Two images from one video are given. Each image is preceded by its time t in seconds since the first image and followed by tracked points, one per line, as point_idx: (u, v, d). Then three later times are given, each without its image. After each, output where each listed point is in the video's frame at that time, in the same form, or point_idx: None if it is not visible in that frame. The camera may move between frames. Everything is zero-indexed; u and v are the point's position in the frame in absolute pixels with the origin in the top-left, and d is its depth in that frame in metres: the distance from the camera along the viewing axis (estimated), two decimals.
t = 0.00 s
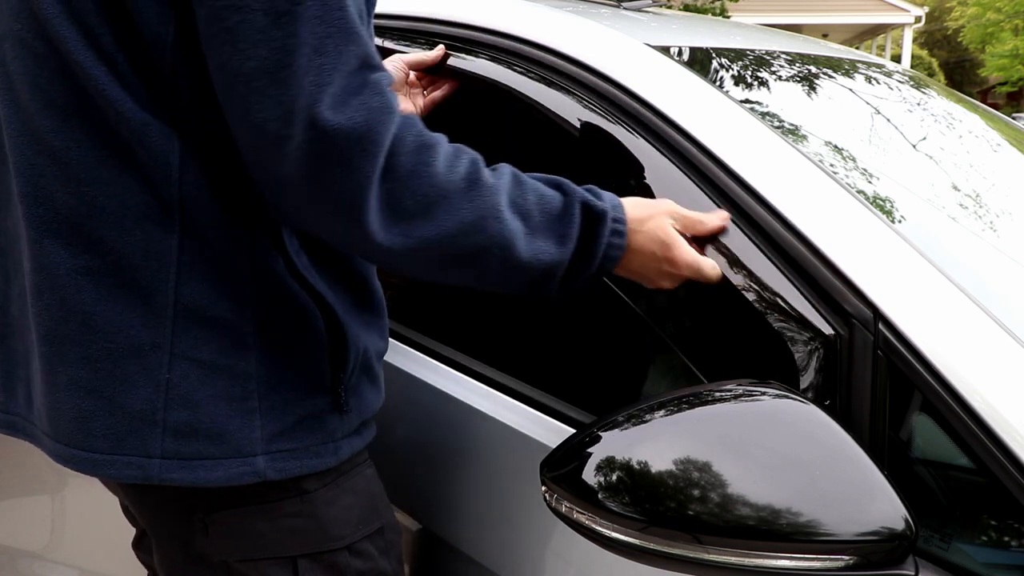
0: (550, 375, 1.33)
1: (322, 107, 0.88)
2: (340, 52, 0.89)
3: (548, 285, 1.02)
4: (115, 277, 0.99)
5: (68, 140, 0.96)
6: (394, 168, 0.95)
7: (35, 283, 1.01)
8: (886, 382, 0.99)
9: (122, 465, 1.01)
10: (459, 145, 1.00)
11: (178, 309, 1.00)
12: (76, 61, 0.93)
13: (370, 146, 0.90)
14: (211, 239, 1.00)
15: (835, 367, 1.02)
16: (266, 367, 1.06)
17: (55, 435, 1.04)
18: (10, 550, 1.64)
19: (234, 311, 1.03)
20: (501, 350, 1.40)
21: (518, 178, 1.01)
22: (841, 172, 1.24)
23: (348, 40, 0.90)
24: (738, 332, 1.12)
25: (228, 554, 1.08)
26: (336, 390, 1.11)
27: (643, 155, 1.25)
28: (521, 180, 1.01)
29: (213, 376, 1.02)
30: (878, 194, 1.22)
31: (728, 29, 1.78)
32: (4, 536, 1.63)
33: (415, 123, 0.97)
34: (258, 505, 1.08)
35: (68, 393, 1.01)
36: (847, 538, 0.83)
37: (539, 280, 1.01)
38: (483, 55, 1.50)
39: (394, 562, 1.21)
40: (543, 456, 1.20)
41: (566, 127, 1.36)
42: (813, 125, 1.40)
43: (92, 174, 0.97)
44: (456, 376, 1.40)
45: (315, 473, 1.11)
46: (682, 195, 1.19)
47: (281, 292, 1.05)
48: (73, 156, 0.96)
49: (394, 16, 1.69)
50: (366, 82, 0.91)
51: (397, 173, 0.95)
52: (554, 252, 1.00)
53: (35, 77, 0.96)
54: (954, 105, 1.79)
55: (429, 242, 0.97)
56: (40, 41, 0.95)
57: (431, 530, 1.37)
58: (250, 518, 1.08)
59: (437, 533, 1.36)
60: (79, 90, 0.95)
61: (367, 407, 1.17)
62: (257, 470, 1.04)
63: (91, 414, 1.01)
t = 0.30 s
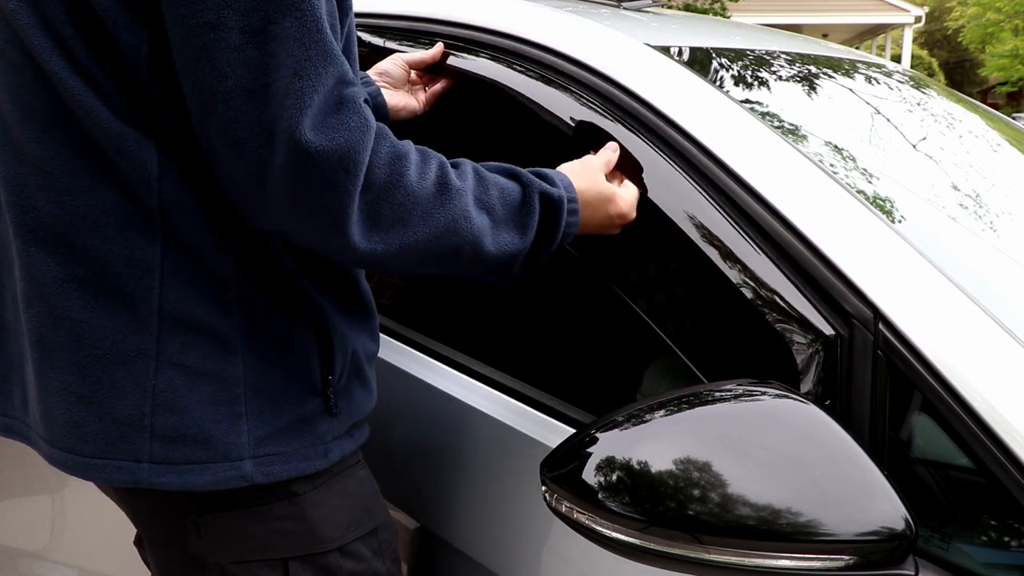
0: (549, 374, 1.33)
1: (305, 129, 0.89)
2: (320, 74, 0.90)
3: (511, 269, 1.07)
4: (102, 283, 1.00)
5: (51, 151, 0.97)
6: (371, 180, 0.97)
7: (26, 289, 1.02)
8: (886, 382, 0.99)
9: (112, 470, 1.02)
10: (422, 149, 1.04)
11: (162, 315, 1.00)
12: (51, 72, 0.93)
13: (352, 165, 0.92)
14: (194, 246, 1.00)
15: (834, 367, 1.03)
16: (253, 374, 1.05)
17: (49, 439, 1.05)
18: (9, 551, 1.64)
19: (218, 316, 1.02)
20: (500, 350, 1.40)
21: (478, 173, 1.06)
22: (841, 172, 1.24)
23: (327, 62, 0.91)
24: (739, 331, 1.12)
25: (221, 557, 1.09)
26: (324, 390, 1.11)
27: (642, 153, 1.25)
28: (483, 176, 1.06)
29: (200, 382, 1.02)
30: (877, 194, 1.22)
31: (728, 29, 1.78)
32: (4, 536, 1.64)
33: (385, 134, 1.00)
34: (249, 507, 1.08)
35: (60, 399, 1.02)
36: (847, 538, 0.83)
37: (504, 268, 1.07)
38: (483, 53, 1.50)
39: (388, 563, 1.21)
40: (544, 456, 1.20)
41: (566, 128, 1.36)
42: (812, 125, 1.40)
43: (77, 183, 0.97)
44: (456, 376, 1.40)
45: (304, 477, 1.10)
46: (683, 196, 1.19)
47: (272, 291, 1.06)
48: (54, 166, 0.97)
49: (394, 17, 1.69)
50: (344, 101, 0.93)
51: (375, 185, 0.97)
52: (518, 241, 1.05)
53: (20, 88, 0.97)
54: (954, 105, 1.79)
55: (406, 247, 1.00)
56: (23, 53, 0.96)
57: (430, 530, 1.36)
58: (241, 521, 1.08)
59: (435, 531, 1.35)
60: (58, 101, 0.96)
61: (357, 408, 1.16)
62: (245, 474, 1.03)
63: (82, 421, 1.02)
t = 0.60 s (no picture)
0: (549, 374, 1.33)
1: (321, 132, 0.90)
2: (336, 79, 0.91)
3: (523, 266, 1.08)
4: (101, 285, 1.00)
5: (51, 151, 0.97)
6: (383, 180, 0.97)
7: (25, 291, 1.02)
8: (886, 382, 0.99)
9: (111, 473, 1.02)
10: (433, 148, 1.04)
11: (162, 317, 1.00)
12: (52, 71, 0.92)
13: (365, 167, 0.93)
14: (195, 248, 1.00)
15: (834, 366, 1.03)
16: (253, 375, 1.05)
17: (47, 441, 1.06)
18: (10, 551, 1.64)
19: (218, 319, 1.02)
20: (500, 350, 1.40)
21: (491, 172, 1.06)
22: (841, 172, 1.24)
23: (344, 66, 0.92)
24: (739, 330, 1.12)
25: (221, 561, 1.09)
26: (323, 392, 1.10)
27: (643, 153, 1.25)
28: (494, 174, 1.06)
29: (199, 384, 1.02)
30: (878, 194, 1.22)
31: (728, 29, 1.78)
32: (4, 536, 1.63)
33: (398, 134, 1.00)
34: (249, 510, 1.08)
35: (57, 401, 1.02)
36: (847, 538, 0.83)
37: (516, 265, 1.07)
38: (484, 53, 1.50)
39: (388, 564, 1.21)
40: (543, 456, 1.20)
41: (567, 127, 1.36)
42: (813, 125, 1.40)
43: (77, 183, 0.97)
44: (456, 376, 1.41)
45: (304, 479, 1.10)
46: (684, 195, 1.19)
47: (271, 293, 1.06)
48: (54, 167, 0.97)
49: (394, 17, 1.70)
50: (359, 103, 0.94)
51: (387, 185, 0.97)
52: (530, 239, 1.06)
53: (20, 88, 0.97)
54: (954, 105, 1.79)
55: (419, 246, 1.00)
56: (25, 54, 0.96)
57: (431, 530, 1.37)
58: (240, 523, 1.08)
59: (437, 533, 1.35)
60: (60, 102, 0.96)
61: (357, 411, 1.16)
62: (245, 477, 1.03)
63: (79, 424, 1.02)
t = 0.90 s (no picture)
0: (548, 374, 1.33)
1: (319, 124, 0.90)
2: (332, 68, 0.91)
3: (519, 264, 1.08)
4: (86, 287, 1.00)
5: (35, 152, 0.95)
6: (383, 177, 0.97)
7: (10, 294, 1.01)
8: (886, 382, 0.99)
9: (94, 477, 1.02)
10: (431, 146, 1.04)
11: (148, 321, 1.00)
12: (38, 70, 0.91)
13: (363, 161, 0.93)
14: (183, 251, 0.99)
15: (834, 366, 1.03)
16: (241, 381, 1.05)
17: (28, 446, 1.06)
18: (11, 550, 1.65)
19: (205, 323, 1.02)
20: (500, 350, 1.41)
21: (488, 171, 1.06)
22: (841, 172, 1.24)
23: (339, 56, 0.92)
24: (739, 330, 1.12)
25: (211, 567, 1.10)
26: (313, 396, 1.11)
27: (642, 153, 1.24)
28: (490, 172, 1.06)
29: (185, 389, 1.02)
30: (877, 194, 1.22)
31: (729, 29, 1.78)
32: (5, 536, 1.64)
33: (396, 131, 1.00)
34: (237, 516, 1.08)
35: (39, 404, 1.02)
36: (847, 538, 0.83)
37: (513, 262, 1.07)
38: (483, 52, 1.50)
39: (381, 567, 1.21)
40: (542, 457, 1.20)
41: (564, 128, 1.36)
42: (812, 125, 1.40)
43: (61, 184, 0.96)
44: (456, 375, 1.41)
45: (293, 484, 1.10)
46: (684, 195, 1.19)
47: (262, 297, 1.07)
48: (38, 168, 0.96)
49: (394, 17, 1.70)
50: (355, 97, 0.94)
51: (388, 181, 0.97)
52: (526, 238, 1.06)
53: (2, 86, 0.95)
54: (954, 105, 1.79)
55: (417, 243, 1.00)
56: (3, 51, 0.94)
57: (439, 535, 1.35)
58: (227, 528, 1.08)
59: (438, 533, 1.36)
60: (42, 101, 0.94)
61: (347, 415, 1.16)
62: (231, 483, 1.03)
63: (62, 427, 1.01)
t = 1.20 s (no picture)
0: (548, 374, 1.33)
1: (312, 142, 0.90)
2: (323, 84, 0.91)
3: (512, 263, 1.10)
4: (86, 295, 1.00)
5: (29, 161, 0.97)
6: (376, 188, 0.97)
7: (17, 298, 1.02)
8: (886, 382, 0.99)
9: (102, 481, 1.03)
10: (425, 151, 1.04)
11: (149, 326, 1.00)
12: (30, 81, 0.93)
13: (357, 175, 0.93)
14: (181, 256, 0.99)
15: (834, 366, 1.03)
16: (242, 383, 1.04)
17: (38, 449, 1.07)
18: (10, 550, 1.65)
19: (209, 326, 1.02)
20: (500, 350, 1.40)
21: (483, 174, 1.06)
22: (841, 172, 1.24)
23: (329, 70, 0.92)
24: (739, 330, 1.12)
25: (216, 564, 1.10)
26: (315, 396, 1.10)
27: (641, 153, 1.24)
28: (485, 175, 1.06)
29: (188, 392, 1.02)
30: (878, 194, 1.22)
31: (729, 29, 1.79)
32: (5, 536, 1.64)
33: (390, 139, 0.99)
34: (244, 515, 1.08)
35: (48, 410, 1.03)
36: (847, 538, 0.83)
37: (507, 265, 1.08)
38: (483, 52, 1.50)
39: (385, 566, 1.21)
40: (543, 457, 1.20)
41: (563, 128, 1.36)
42: (813, 125, 1.40)
43: (56, 194, 0.97)
44: (456, 375, 1.41)
45: (297, 484, 1.10)
46: (684, 196, 1.19)
47: (266, 299, 1.06)
48: (32, 179, 0.97)
49: (394, 18, 1.70)
50: (347, 108, 0.94)
51: (380, 192, 0.97)
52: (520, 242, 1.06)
53: None
54: (954, 105, 1.79)
55: (410, 251, 1.01)
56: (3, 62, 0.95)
57: (429, 528, 1.37)
58: (233, 528, 1.08)
59: (437, 533, 1.35)
60: (35, 110, 0.95)
61: (348, 414, 1.15)
62: (236, 484, 1.03)
63: (69, 432, 1.03)
